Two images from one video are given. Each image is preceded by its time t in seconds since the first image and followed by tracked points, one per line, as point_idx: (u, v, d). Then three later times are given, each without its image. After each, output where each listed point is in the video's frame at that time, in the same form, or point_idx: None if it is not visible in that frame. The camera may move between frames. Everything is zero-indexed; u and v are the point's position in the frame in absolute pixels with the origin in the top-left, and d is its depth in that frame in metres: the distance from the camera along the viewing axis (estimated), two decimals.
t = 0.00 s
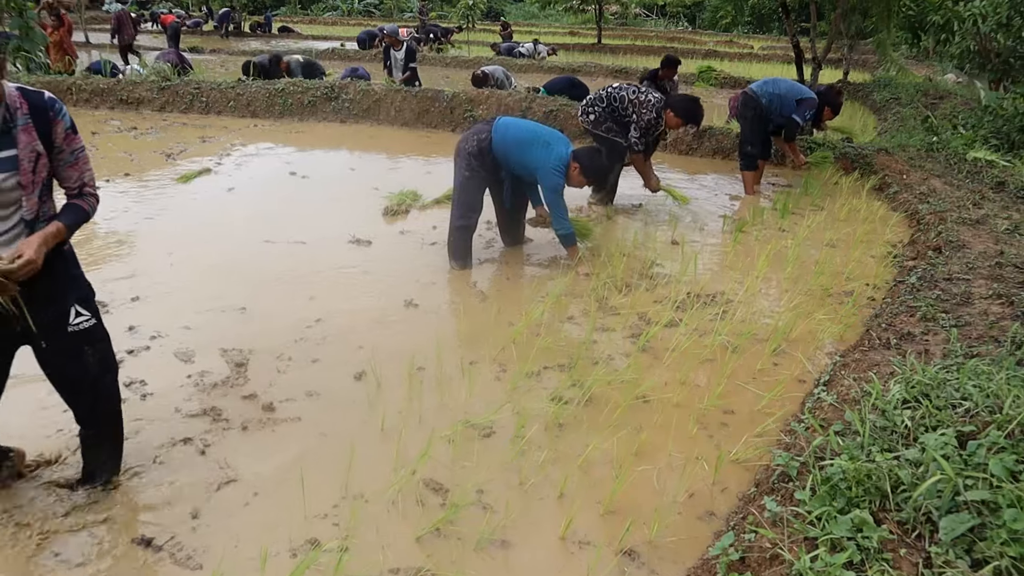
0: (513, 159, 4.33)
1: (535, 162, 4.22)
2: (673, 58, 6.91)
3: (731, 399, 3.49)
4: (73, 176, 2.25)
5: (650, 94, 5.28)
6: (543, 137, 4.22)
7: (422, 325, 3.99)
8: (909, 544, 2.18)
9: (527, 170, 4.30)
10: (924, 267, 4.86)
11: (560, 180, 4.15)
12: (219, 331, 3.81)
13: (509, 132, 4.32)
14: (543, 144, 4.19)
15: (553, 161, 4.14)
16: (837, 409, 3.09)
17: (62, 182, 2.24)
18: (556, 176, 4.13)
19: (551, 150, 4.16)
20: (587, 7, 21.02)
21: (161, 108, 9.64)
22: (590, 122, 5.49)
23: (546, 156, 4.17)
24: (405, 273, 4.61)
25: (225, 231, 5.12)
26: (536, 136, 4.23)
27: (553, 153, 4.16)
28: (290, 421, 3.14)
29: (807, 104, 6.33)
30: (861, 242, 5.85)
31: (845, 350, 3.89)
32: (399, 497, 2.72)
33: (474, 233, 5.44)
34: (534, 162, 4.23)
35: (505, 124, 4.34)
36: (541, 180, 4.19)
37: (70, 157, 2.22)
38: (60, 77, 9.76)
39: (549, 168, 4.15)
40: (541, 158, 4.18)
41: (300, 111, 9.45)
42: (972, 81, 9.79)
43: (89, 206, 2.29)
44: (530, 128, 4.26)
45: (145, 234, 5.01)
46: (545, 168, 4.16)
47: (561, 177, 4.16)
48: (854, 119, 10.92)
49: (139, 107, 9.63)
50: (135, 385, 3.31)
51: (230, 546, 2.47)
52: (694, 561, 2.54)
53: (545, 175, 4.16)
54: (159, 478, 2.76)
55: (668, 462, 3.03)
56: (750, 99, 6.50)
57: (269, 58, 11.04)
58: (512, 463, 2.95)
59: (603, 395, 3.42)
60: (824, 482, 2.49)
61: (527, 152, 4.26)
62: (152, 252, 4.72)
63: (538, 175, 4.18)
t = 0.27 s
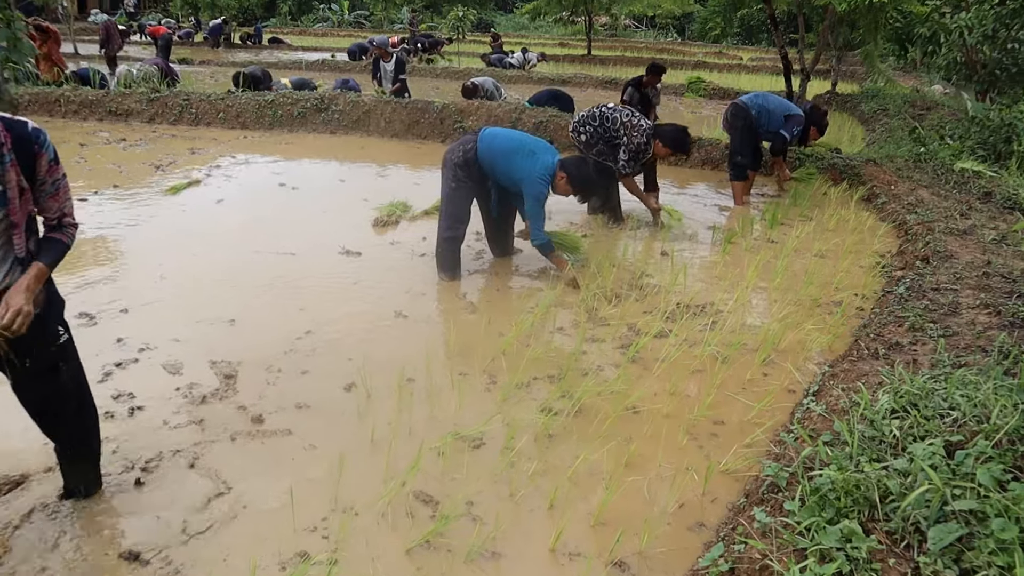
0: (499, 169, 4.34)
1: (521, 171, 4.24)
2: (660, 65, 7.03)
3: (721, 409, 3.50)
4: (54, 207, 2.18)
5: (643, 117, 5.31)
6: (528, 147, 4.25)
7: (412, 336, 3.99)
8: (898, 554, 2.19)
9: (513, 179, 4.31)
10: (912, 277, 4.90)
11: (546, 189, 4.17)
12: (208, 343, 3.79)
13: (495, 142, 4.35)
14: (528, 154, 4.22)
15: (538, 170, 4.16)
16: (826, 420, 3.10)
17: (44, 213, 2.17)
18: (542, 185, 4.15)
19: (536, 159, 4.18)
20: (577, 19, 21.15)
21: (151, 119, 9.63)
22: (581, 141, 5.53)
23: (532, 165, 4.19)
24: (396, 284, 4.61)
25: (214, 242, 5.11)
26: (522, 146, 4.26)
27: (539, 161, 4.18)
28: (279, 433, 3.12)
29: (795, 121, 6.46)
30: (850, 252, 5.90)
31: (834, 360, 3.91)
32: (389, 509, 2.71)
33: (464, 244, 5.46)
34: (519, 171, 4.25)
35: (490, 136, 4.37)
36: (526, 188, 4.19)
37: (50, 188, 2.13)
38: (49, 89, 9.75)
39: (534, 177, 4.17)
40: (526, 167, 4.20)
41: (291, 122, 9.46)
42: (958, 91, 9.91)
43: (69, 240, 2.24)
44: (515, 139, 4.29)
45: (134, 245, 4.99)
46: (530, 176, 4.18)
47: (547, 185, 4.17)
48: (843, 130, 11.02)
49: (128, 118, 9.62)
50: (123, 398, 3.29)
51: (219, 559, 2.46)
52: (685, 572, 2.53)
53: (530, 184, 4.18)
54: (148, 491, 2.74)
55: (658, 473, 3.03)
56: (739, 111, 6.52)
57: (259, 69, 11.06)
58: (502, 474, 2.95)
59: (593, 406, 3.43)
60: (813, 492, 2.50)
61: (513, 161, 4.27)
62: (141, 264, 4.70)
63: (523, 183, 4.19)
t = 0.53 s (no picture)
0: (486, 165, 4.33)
1: (506, 165, 4.22)
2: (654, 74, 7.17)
3: (717, 413, 3.50)
4: (38, 316, 1.91)
5: (640, 127, 5.34)
6: (516, 142, 4.26)
7: (407, 341, 3.98)
8: (893, 558, 2.19)
9: (499, 175, 4.29)
10: (906, 280, 4.92)
11: (530, 180, 4.14)
12: (203, 348, 3.78)
13: (483, 140, 4.36)
14: (515, 148, 4.21)
15: (523, 162, 4.14)
16: (821, 424, 3.11)
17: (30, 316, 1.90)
18: (526, 176, 4.12)
19: (523, 152, 4.18)
20: (573, 23, 21.19)
21: (145, 124, 9.62)
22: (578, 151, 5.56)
23: (517, 158, 4.18)
24: (391, 289, 4.61)
25: (209, 247, 5.10)
26: (509, 142, 4.27)
27: (525, 155, 4.17)
28: (275, 439, 3.11)
29: (789, 121, 6.42)
30: (845, 256, 5.91)
31: (830, 363, 3.92)
32: (385, 515, 2.71)
33: (459, 249, 5.45)
34: (504, 165, 4.23)
35: (479, 134, 4.40)
36: (510, 179, 4.15)
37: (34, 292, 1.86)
38: (43, 93, 9.73)
39: (520, 167, 4.14)
40: (512, 159, 4.18)
41: (285, 127, 9.46)
42: (952, 95, 9.95)
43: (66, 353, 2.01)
44: (504, 136, 4.31)
45: (129, 251, 4.98)
46: (515, 168, 4.15)
47: (531, 177, 4.14)
48: (837, 134, 11.05)
49: (122, 123, 9.60)
50: (117, 404, 3.28)
51: (214, 566, 2.45)
52: None
53: (515, 173, 4.14)
54: (142, 498, 2.73)
55: (654, 477, 3.03)
56: (734, 113, 6.56)
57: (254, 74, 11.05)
58: (498, 479, 2.94)
59: (589, 410, 3.42)
60: (809, 497, 2.50)
61: (499, 156, 4.27)
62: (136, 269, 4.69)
63: (507, 174, 4.16)
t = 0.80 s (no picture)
0: (472, 170, 4.36)
1: (491, 170, 4.23)
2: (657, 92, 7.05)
3: (713, 419, 3.50)
4: None
5: (637, 122, 5.25)
6: (503, 148, 4.28)
7: (404, 348, 3.98)
8: (890, 565, 2.19)
9: (485, 180, 4.30)
10: (902, 286, 4.93)
11: (514, 184, 4.14)
12: (198, 356, 3.77)
13: (470, 147, 4.39)
14: (501, 153, 4.23)
15: (508, 167, 4.15)
16: (817, 429, 3.11)
17: None
18: (511, 179, 4.13)
19: (508, 156, 4.19)
20: (569, 30, 21.28)
21: (141, 131, 9.63)
22: (582, 150, 5.56)
23: (503, 162, 4.19)
24: (388, 295, 4.61)
25: (205, 254, 5.10)
26: (495, 147, 4.29)
27: (510, 159, 4.18)
28: (271, 446, 3.11)
29: (785, 121, 6.49)
30: (840, 262, 5.93)
31: (826, 369, 3.93)
32: (382, 522, 2.70)
33: (455, 255, 5.46)
34: (490, 170, 4.25)
35: (467, 139, 4.43)
36: (494, 183, 4.16)
37: None
38: (39, 100, 9.74)
39: (504, 170, 4.15)
40: (497, 164, 4.20)
41: (281, 134, 9.47)
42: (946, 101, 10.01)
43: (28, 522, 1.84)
44: (491, 141, 4.33)
45: (125, 258, 4.98)
46: (499, 172, 4.16)
47: (516, 181, 4.14)
48: (833, 140, 11.10)
49: (119, 130, 9.60)
50: (113, 412, 3.27)
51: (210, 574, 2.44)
52: None
53: (499, 177, 4.15)
54: (137, 507, 2.72)
55: (651, 484, 3.03)
56: (728, 121, 6.62)
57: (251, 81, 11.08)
58: (495, 486, 2.94)
59: (586, 417, 3.42)
60: (806, 503, 2.50)
61: (485, 161, 4.29)
62: (132, 276, 4.69)
63: (492, 178, 4.18)
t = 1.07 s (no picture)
0: (468, 174, 4.36)
1: (486, 173, 4.24)
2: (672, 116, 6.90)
3: (713, 422, 3.50)
4: None
5: (635, 137, 5.24)
6: (498, 150, 4.29)
7: (403, 351, 3.98)
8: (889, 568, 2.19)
9: (481, 183, 4.31)
10: (901, 289, 4.93)
11: (510, 186, 4.14)
12: (197, 360, 3.77)
13: (467, 150, 4.41)
14: (496, 157, 4.25)
15: (503, 170, 4.16)
16: (816, 432, 3.11)
17: None
18: (506, 182, 4.14)
19: (503, 159, 4.21)
20: (569, 33, 21.30)
21: (141, 134, 9.63)
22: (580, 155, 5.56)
23: (499, 165, 4.20)
24: (387, 299, 4.62)
25: (205, 257, 5.10)
26: (491, 150, 4.30)
27: (506, 162, 4.19)
28: (271, 449, 3.11)
29: (783, 120, 6.52)
30: (840, 265, 5.94)
31: (825, 372, 3.93)
32: (381, 525, 2.70)
33: (455, 259, 5.47)
34: (485, 173, 4.26)
35: (463, 143, 4.44)
36: (489, 186, 4.17)
37: None
38: (39, 103, 9.75)
39: (500, 173, 4.16)
40: (492, 167, 4.20)
41: (281, 137, 9.47)
42: (945, 104, 10.02)
43: None
44: (487, 145, 4.35)
45: (124, 261, 4.98)
46: (495, 174, 4.17)
47: (511, 184, 4.14)
48: (832, 143, 11.12)
49: (118, 133, 9.61)
50: (112, 415, 3.27)
51: None
52: None
53: (494, 180, 4.16)
54: (136, 511, 2.71)
55: (650, 486, 3.03)
56: (727, 122, 6.60)
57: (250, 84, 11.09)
58: (494, 490, 2.94)
59: (585, 420, 3.42)
60: (805, 506, 2.50)
61: (481, 165, 4.30)
62: (131, 279, 4.69)
63: (487, 181, 4.18)
